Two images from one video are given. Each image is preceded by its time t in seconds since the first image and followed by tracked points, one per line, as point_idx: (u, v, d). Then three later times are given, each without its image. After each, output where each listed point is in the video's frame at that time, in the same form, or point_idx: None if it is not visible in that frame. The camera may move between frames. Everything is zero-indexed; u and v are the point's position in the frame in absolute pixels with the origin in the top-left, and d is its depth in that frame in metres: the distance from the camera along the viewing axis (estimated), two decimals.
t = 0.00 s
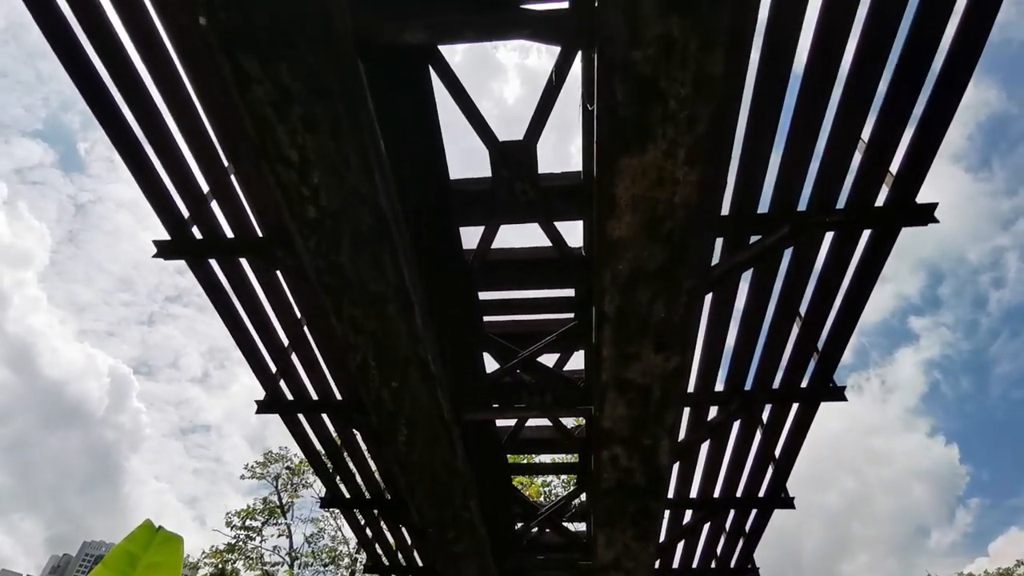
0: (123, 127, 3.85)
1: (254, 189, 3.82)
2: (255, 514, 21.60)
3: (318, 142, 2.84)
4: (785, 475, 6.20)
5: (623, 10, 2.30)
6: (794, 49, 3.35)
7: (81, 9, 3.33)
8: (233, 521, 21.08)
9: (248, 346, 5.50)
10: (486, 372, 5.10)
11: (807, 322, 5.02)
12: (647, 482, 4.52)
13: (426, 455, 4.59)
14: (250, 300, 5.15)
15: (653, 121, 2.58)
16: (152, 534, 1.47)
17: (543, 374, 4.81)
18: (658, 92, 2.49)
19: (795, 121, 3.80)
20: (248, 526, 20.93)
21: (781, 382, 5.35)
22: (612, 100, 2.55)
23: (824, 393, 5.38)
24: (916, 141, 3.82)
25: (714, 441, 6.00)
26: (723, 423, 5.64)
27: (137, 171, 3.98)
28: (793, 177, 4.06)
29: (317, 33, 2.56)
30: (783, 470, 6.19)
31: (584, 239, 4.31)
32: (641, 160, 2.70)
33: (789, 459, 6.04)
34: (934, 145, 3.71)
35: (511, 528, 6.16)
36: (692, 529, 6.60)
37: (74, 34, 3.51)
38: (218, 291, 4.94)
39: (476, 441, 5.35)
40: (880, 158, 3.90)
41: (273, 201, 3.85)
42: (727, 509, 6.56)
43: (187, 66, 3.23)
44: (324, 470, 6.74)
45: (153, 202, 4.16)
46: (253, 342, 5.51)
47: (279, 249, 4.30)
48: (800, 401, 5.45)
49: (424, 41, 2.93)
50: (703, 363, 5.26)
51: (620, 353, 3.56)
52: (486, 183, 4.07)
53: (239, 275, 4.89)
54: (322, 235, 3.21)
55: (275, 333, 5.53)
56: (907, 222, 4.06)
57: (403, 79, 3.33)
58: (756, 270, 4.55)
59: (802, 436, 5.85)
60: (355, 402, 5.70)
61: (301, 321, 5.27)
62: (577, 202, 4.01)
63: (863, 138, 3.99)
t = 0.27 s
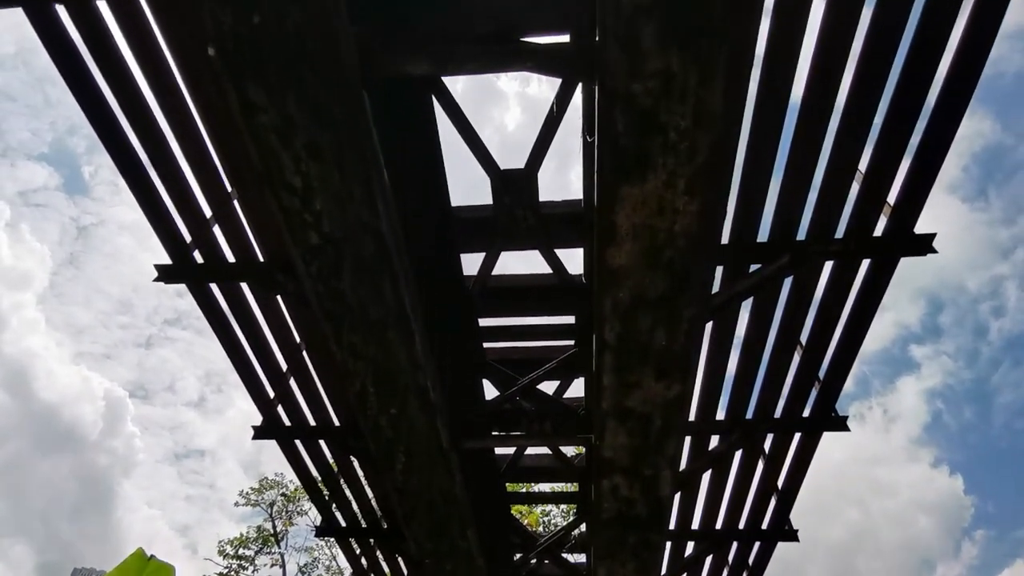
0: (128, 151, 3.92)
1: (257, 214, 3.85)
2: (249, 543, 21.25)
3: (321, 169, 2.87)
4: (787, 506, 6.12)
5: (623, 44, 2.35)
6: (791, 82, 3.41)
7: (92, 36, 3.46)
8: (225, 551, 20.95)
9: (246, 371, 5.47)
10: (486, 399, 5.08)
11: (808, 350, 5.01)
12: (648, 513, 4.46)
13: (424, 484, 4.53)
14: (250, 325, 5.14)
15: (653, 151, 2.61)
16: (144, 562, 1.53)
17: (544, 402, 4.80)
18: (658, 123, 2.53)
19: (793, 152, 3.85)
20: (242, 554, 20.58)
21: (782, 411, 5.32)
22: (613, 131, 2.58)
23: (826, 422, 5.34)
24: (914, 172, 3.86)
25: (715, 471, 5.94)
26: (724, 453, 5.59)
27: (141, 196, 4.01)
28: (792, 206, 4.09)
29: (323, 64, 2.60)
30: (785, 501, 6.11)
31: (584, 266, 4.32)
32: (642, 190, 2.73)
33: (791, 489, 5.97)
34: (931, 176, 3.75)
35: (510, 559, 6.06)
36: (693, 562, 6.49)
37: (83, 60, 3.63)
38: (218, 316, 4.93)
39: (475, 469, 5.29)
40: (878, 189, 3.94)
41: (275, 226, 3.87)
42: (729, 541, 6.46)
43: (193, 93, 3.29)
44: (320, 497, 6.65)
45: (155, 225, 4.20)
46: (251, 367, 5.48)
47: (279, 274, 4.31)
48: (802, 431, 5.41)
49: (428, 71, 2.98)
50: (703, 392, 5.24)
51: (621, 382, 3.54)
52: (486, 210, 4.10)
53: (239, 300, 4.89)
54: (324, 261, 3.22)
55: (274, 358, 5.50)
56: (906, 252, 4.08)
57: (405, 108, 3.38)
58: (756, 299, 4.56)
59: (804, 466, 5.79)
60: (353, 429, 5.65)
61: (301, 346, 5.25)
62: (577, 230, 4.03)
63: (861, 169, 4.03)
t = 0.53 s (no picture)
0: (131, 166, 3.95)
1: (257, 230, 3.86)
2: (244, 560, 21.03)
3: (323, 187, 2.88)
4: (788, 526, 6.07)
5: (623, 65, 2.38)
6: (789, 102, 3.45)
7: (98, 53, 3.51)
8: (220, 569, 20.75)
9: (244, 387, 5.45)
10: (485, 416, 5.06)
11: (809, 369, 5.00)
12: (649, 533, 4.42)
13: (423, 502, 4.49)
14: (249, 341, 5.14)
15: (653, 170, 2.62)
16: None
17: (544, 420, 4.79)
18: (658, 143, 2.55)
19: (791, 171, 3.88)
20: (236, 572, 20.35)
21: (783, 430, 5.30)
22: (613, 151, 2.60)
23: (827, 441, 5.32)
24: (911, 191, 3.89)
25: (715, 490, 5.90)
26: (725, 471, 5.56)
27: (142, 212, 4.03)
28: (792, 224, 4.11)
29: (327, 84, 2.63)
30: (787, 521, 6.06)
31: (584, 283, 4.34)
32: (642, 209, 2.74)
33: (793, 509, 5.93)
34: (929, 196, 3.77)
35: None
36: None
37: (89, 76, 3.68)
38: (217, 331, 4.93)
39: (473, 487, 5.26)
40: (876, 208, 3.96)
41: (275, 242, 3.89)
42: (730, 561, 6.40)
43: (197, 110, 3.31)
44: (317, 515, 6.59)
45: (156, 240, 4.22)
46: (249, 383, 5.47)
47: (279, 289, 4.32)
48: (803, 450, 5.39)
49: (430, 91, 3.00)
50: (704, 410, 5.22)
51: (621, 400, 3.53)
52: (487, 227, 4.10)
53: (239, 316, 4.89)
54: (324, 278, 3.22)
55: (272, 374, 5.49)
56: (905, 270, 4.10)
57: (407, 127, 3.41)
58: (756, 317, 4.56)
59: (805, 485, 5.75)
60: (351, 446, 5.62)
61: (299, 362, 5.24)
62: (577, 248, 4.05)
63: (859, 187, 4.06)
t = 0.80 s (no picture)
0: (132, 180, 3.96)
1: (258, 245, 3.87)
2: None
3: (323, 202, 2.89)
4: (790, 544, 6.01)
5: (623, 82, 2.39)
6: (788, 118, 3.47)
7: (101, 68, 3.54)
8: None
9: (242, 401, 5.42)
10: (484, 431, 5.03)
11: (810, 384, 4.98)
12: (650, 551, 4.37)
13: (421, 519, 4.42)
14: (247, 355, 5.12)
15: (653, 187, 2.63)
16: None
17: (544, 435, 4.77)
18: (658, 159, 2.55)
19: (791, 186, 3.89)
20: None
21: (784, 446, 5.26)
22: (613, 167, 2.60)
23: (828, 457, 5.28)
24: (910, 206, 3.91)
25: (717, 506, 5.85)
26: (726, 488, 5.51)
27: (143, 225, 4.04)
28: (791, 239, 4.11)
29: (328, 100, 2.65)
30: (789, 538, 6.00)
31: (585, 297, 4.34)
32: (642, 224, 2.74)
33: (795, 526, 5.87)
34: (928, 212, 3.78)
35: None
36: None
37: (92, 91, 3.70)
38: (216, 345, 4.91)
39: (472, 503, 5.21)
40: (876, 223, 3.97)
41: (275, 257, 3.89)
42: None
43: (199, 125, 3.33)
44: (314, 531, 6.52)
45: (156, 254, 4.22)
46: (247, 397, 5.44)
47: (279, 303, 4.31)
48: (804, 466, 5.35)
49: (431, 108, 3.02)
50: (705, 425, 5.19)
51: (621, 416, 3.50)
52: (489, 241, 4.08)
53: (238, 330, 4.88)
54: (324, 293, 3.19)
55: (271, 388, 5.46)
56: (905, 285, 4.10)
57: (407, 143, 3.42)
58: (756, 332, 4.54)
59: (807, 502, 5.70)
60: (349, 461, 5.58)
61: (298, 376, 5.22)
62: (577, 263, 4.05)
63: (858, 203, 4.07)
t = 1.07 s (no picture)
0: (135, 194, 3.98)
1: (258, 259, 3.87)
2: None
3: (325, 220, 2.89)
4: (791, 569, 5.93)
5: (625, 104, 2.40)
6: (788, 141, 3.49)
7: (107, 83, 3.57)
8: None
9: (239, 416, 5.39)
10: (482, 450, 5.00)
11: (811, 407, 4.95)
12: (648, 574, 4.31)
13: (417, 539, 4.38)
14: (245, 369, 5.10)
15: (653, 209, 2.63)
16: None
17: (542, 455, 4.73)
18: (659, 181, 2.56)
19: (791, 208, 3.90)
20: None
21: (785, 469, 5.22)
22: (615, 188, 2.61)
23: (830, 481, 5.23)
24: (910, 230, 3.92)
25: (717, 529, 5.78)
26: (726, 510, 5.45)
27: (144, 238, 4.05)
28: (792, 262, 4.11)
29: (332, 118, 2.66)
30: (790, 563, 5.92)
31: (585, 317, 4.33)
32: (643, 246, 2.74)
33: (796, 551, 5.80)
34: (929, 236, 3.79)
35: None
36: None
37: (98, 105, 3.73)
38: (213, 359, 4.89)
39: (469, 522, 5.16)
40: (877, 247, 3.97)
41: (276, 272, 3.88)
42: None
43: (202, 141, 3.35)
44: (308, 549, 6.44)
45: (156, 267, 4.23)
46: (244, 412, 5.41)
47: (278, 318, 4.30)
48: (805, 490, 5.29)
49: (434, 127, 3.04)
50: (705, 447, 5.15)
51: (621, 437, 3.47)
52: (490, 258, 4.07)
53: (236, 344, 4.86)
54: (323, 310, 3.19)
55: (267, 403, 5.43)
56: (905, 309, 4.10)
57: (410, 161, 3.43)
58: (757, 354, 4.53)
59: (808, 527, 5.64)
60: (345, 478, 5.53)
61: (295, 391, 5.19)
62: (577, 282, 4.05)
63: (858, 226, 4.09)
